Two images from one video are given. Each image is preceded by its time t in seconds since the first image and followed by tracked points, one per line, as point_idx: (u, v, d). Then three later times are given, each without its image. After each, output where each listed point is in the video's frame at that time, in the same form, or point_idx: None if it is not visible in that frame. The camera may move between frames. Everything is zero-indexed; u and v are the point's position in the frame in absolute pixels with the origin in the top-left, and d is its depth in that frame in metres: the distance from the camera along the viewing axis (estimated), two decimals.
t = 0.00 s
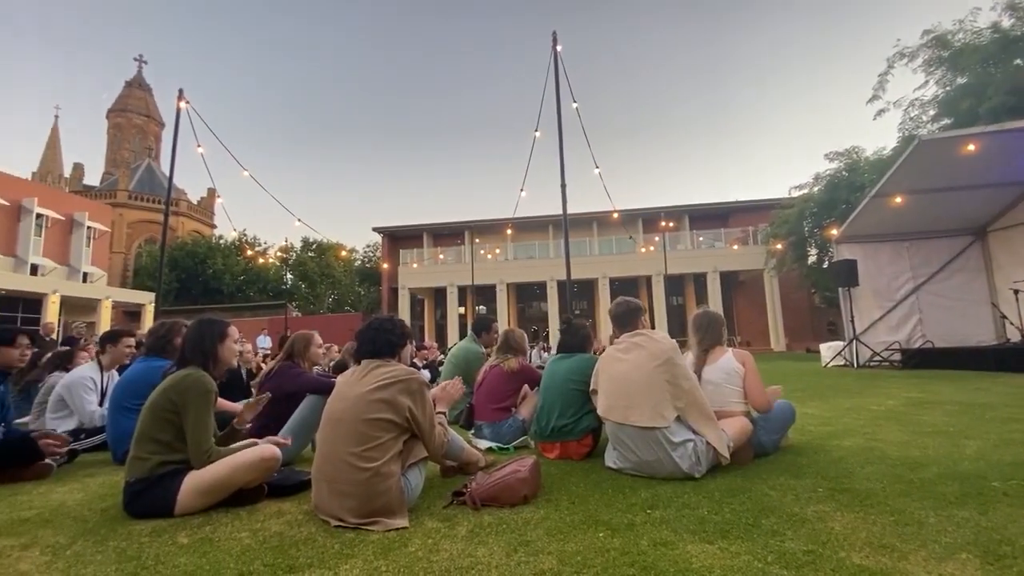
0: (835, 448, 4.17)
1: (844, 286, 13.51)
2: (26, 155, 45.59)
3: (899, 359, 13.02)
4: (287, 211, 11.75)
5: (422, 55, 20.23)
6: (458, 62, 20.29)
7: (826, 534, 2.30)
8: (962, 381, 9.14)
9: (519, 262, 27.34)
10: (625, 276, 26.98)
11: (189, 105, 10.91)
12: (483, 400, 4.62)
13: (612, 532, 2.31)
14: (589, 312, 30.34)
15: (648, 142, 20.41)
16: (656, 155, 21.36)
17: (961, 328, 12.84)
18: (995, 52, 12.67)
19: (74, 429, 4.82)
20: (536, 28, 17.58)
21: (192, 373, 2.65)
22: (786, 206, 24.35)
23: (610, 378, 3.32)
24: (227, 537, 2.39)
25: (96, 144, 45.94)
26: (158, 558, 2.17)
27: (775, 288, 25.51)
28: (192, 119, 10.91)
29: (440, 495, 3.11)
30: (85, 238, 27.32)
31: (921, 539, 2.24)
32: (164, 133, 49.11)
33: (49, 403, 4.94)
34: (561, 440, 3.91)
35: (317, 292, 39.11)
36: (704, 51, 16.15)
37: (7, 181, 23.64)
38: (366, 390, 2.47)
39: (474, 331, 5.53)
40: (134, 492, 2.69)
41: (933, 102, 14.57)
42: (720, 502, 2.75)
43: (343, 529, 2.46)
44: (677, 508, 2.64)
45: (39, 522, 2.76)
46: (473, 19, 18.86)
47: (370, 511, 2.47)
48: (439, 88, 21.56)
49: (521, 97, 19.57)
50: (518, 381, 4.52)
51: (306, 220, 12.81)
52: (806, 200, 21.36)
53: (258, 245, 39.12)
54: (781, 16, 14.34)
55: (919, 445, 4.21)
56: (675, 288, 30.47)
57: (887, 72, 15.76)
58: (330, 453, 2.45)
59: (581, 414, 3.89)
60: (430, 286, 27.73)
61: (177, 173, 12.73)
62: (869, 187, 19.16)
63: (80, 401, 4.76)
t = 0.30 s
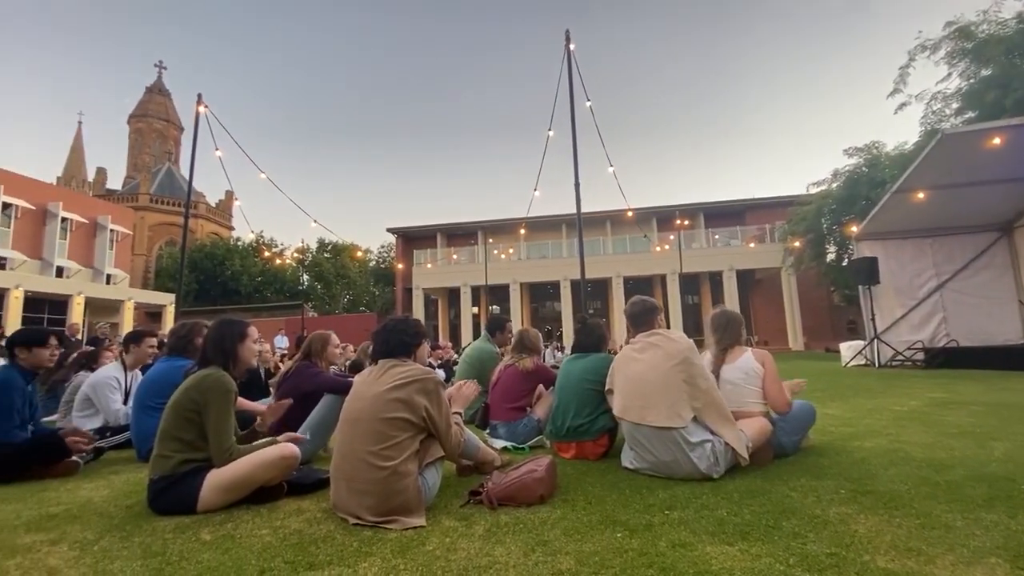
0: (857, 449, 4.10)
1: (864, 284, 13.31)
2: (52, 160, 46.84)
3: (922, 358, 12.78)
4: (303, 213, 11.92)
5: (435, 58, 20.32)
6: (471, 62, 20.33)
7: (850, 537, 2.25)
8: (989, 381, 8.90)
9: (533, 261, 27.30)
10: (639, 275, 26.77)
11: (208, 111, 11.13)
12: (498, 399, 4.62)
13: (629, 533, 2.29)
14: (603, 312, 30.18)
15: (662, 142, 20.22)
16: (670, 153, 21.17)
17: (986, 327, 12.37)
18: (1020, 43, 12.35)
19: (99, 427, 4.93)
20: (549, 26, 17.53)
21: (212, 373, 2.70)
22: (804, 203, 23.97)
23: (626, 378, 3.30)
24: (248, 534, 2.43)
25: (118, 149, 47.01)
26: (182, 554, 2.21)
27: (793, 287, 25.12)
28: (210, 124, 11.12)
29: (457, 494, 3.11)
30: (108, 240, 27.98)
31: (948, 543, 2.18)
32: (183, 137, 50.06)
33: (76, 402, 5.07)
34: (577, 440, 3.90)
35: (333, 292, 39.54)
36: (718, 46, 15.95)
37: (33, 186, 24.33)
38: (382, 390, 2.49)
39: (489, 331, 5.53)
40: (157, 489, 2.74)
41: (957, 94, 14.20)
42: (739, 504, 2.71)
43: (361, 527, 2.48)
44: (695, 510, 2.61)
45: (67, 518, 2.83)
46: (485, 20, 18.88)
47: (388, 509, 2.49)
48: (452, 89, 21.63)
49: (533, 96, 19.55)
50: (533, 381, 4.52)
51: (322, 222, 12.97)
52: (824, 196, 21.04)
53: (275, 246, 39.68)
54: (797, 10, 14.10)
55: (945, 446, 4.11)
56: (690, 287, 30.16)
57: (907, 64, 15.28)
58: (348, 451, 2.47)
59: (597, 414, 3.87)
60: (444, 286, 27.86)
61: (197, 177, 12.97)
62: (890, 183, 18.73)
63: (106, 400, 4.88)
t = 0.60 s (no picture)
0: (880, 450, 4.00)
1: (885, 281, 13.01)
2: (76, 164, 48.07)
3: (946, 357, 12.44)
4: (319, 214, 12.07)
5: (449, 57, 20.41)
6: (483, 62, 20.32)
7: (873, 539, 2.21)
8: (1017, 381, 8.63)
9: (546, 261, 27.24)
10: (653, 274, 26.56)
11: (225, 114, 11.37)
12: (512, 399, 4.62)
13: (647, 534, 2.28)
14: (617, 311, 30.01)
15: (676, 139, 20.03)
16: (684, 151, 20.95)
17: (1014, 325, 11.94)
18: None
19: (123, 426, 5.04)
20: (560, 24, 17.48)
21: (232, 372, 2.74)
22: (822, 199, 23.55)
23: (641, 378, 3.28)
24: (268, 531, 2.46)
25: (139, 153, 48.08)
26: (204, 550, 2.25)
27: (811, 285, 24.68)
28: (228, 127, 11.34)
29: (473, 493, 3.12)
30: (129, 243, 28.62)
31: (975, 545, 2.13)
32: (201, 140, 50.98)
33: (101, 400, 5.19)
34: (592, 440, 3.88)
35: (348, 293, 39.92)
36: (732, 41, 15.74)
37: (58, 191, 24.99)
38: (399, 388, 2.51)
39: (503, 331, 5.53)
40: (180, 486, 2.79)
41: (980, 87, 13.81)
42: (759, 505, 2.68)
43: (379, 525, 2.50)
44: (714, 510, 2.58)
45: (94, 513, 2.91)
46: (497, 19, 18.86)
47: (405, 507, 2.51)
48: (464, 89, 21.66)
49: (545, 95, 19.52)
50: (548, 380, 4.51)
51: (337, 223, 13.12)
52: (843, 192, 20.72)
53: (291, 247, 40.22)
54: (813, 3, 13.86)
55: (972, 448, 4.00)
56: (705, 285, 29.84)
57: (930, 57, 14.93)
58: (365, 450, 2.50)
59: (612, 414, 3.85)
60: (457, 285, 27.97)
61: (215, 180, 13.20)
62: (912, 178, 18.29)
63: (129, 398, 4.99)
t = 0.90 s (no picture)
0: (903, 451, 3.93)
1: (905, 278, 12.68)
2: (99, 168, 49.23)
3: (971, 357, 12.02)
4: (334, 215, 12.25)
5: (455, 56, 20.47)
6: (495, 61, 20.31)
7: (896, 543, 2.16)
8: None
9: (559, 260, 27.19)
10: (667, 273, 26.34)
11: (242, 117, 11.62)
12: (526, 398, 4.61)
13: (664, 534, 2.26)
14: (631, 310, 29.82)
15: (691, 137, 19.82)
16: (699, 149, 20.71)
17: None
18: None
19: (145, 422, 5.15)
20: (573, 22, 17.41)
21: (252, 371, 2.78)
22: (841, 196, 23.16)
23: (657, 378, 3.26)
24: (287, 528, 2.50)
25: (159, 156, 49.08)
26: (225, 546, 2.29)
27: (830, 283, 24.27)
28: (245, 130, 11.56)
29: (488, 492, 3.13)
30: (150, 245, 29.24)
31: (1004, 550, 2.07)
32: (219, 143, 51.81)
33: (124, 398, 5.30)
34: (608, 440, 3.86)
35: (362, 292, 40.30)
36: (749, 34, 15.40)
37: (82, 194, 25.61)
38: (416, 387, 2.53)
39: (516, 330, 5.53)
40: (201, 483, 2.84)
41: (1006, 79, 13.52)
42: (778, 506, 2.64)
43: (395, 523, 2.52)
44: (732, 511, 2.55)
45: (118, 509, 2.98)
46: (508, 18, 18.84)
47: (421, 505, 2.52)
48: (477, 88, 21.69)
49: (558, 93, 19.47)
50: (561, 380, 4.51)
51: (352, 224, 13.28)
52: (862, 188, 20.35)
53: (307, 248, 40.71)
54: None
55: (999, 449, 3.89)
56: (720, 284, 29.51)
57: (952, 49, 14.68)
58: (382, 448, 2.52)
59: (627, 414, 3.83)
60: (471, 285, 28.05)
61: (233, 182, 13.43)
62: (934, 173, 17.87)
63: (151, 396, 5.09)
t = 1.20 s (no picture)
0: (925, 452, 3.85)
1: (927, 276, 12.39)
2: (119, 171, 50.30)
3: (995, 355, 11.66)
4: (348, 215, 12.37)
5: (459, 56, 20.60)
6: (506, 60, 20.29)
7: (920, 545, 2.12)
8: None
9: (571, 258, 27.12)
10: (681, 271, 26.10)
11: (258, 120, 11.75)
12: (539, 397, 4.60)
13: (680, 535, 2.24)
14: (644, 309, 29.61)
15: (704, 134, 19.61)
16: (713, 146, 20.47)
17: None
18: None
19: (163, 419, 5.26)
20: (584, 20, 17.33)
21: (269, 370, 2.82)
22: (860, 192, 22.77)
23: (674, 377, 3.22)
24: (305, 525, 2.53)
25: (177, 159, 49.96)
26: (245, 542, 2.33)
27: (848, 281, 23.85)
28: (260, 132, 11.71)
29: (503, 491, 3.14)
30: (169, 246, 29.79)
31: None
32: (235, 146, 52.57)
33: (145, 397, 5.42)
34: (622, 440, 3.84)
35: (375, 292, 40.65)
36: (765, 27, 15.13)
37: (102, 197, 26.16)
38: (430, 385, 2.54)
39: (529, 329, 5.52)
40: (221, 480, 2.88)
41: None
42: (796, 507, 2.61)
43: (411, 521, 2.53)
44: (749, 512, 2.52)
45: (141, 505, 3.04)
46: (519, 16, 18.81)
47: (436, 503, 2.53)
48: (489, 87, 21.72)
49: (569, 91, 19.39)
50: (576, 379, 4.49)
51: (366, 224, 13.39)
52: (881, 184, 19.99)
53: (321, 248, 41.16)
54: None
55: None
56: (735, 282, 29.18)
57: (974, 41, 13.06)
58: (398, 446, 2.54)
59: (642, 413, 3.80)
60: (483, 285, 28.09)
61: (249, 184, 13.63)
62: (955, 168, 17.49)
63: (171, 395, 5.19)
